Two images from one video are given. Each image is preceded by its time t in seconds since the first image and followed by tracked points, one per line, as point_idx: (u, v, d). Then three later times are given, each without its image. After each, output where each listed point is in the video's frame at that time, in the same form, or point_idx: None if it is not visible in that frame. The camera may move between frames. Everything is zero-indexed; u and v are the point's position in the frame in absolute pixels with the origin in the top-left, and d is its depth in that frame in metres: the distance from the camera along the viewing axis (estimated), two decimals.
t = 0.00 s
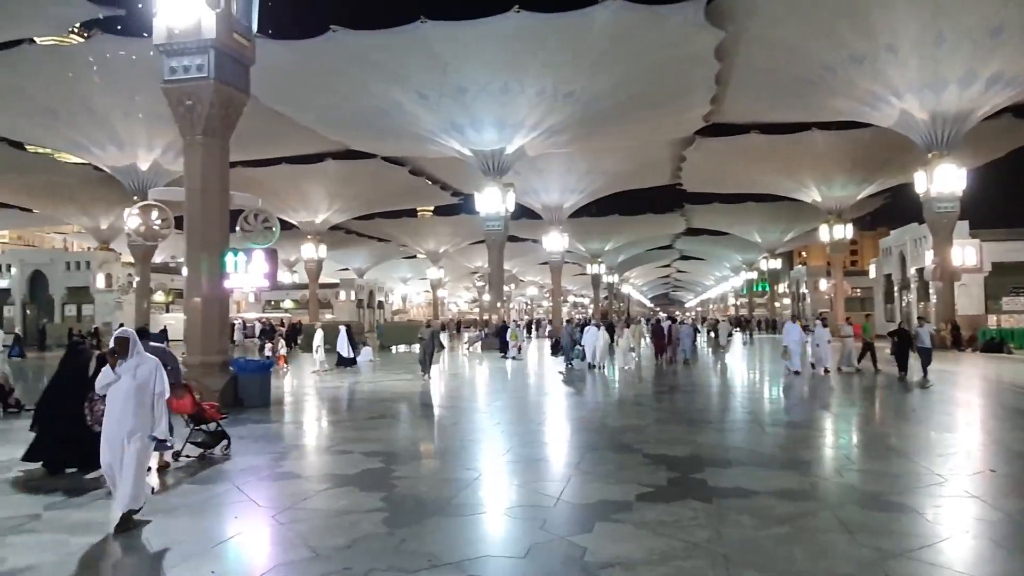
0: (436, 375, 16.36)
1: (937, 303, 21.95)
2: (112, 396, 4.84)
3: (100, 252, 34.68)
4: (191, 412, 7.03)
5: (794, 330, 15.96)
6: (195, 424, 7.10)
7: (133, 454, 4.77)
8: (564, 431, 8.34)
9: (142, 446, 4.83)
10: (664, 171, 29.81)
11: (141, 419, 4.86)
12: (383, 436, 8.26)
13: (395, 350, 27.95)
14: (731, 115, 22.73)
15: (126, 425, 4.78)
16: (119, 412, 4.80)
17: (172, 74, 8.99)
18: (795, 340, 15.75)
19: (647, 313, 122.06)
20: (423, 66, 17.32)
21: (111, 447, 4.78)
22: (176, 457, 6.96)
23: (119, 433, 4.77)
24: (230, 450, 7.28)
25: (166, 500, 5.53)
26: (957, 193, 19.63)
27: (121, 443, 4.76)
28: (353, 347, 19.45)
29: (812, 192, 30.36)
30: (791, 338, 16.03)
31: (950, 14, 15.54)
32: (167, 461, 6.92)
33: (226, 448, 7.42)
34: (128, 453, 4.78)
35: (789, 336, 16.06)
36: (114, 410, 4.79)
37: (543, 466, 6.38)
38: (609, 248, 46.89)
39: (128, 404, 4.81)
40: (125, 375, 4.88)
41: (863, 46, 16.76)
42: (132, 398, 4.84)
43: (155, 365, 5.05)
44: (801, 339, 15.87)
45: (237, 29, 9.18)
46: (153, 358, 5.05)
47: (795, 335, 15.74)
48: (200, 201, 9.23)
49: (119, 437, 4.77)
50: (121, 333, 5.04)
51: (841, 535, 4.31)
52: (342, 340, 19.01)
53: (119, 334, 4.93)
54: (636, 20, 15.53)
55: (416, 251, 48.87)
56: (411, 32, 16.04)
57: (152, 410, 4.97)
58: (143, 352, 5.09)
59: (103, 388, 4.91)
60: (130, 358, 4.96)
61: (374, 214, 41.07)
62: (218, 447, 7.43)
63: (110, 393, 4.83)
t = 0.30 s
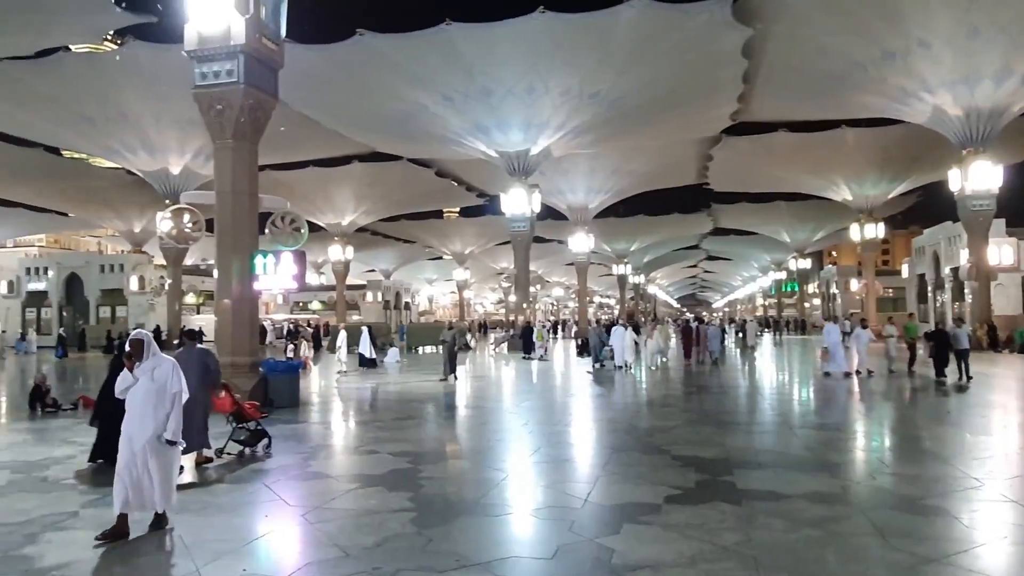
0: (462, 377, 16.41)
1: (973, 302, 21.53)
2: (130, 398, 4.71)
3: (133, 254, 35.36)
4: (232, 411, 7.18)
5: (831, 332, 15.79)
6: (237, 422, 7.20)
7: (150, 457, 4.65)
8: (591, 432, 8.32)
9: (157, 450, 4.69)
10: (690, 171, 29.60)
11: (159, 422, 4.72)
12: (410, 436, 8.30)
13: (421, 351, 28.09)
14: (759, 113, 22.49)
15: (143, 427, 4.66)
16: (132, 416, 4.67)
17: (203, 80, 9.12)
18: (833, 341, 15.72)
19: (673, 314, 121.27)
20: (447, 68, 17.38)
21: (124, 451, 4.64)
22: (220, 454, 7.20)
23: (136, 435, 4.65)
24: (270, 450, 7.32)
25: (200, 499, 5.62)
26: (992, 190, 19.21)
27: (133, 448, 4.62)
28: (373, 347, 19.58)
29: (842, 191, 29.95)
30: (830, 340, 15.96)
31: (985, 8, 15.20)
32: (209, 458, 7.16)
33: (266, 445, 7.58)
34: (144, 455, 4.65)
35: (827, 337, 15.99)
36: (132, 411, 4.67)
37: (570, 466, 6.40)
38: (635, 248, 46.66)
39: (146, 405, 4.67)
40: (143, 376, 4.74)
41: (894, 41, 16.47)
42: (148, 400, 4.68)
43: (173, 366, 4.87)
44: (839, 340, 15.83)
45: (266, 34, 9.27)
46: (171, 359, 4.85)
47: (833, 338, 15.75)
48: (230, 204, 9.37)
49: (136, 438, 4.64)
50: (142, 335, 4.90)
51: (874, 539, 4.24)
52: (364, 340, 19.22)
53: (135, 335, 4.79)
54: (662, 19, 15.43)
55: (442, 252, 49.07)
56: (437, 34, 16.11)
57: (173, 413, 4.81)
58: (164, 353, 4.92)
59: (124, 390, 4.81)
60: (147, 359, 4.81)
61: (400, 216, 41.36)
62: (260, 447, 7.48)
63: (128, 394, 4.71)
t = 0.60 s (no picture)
0: (482, 377, 16.51)
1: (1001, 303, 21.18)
2: (133, 405, 4.66)
3: (159, 257, 35.86)
4: (269, 409, 7.27)
5: (870, 332, 15.49)
6: (275, 420, 7.40)
7: (159, 463, 4.63)
8: (612, 433, 8.32)
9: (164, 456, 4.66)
10: (712, 171, 29.42)
11: (164, 428, 4.70)
12: (432, 436, 8.35)
13: (443, 351, 28.22)
14: (782, 112, 22.28)
15: (149, 434, 4.61)
16: (140, 424, 4.61)
17: (227, 84, 9.24)
18: (870, 341, 15.35)
19: (696, 315, 120.57)
20: (468, 70, 17.41)
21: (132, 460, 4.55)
22: (259, 453, 7.36)
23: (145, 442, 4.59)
24: (306, 447, 7.52)
25: (226, 498, 5.67)
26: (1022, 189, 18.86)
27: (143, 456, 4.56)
28: (388, 349, 19.72)
29: (867, 189, 29.59)
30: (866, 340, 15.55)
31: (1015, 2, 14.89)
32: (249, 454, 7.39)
33: (305, 443, 7.74)
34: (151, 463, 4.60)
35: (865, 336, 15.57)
36: (137, 419, 4.61)
37: (592, 467, 6.39)
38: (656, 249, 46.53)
39: (150, 412, 4.64)
40: (146, 383, 4.70)
41: (921, 38, 16.21)
42: (156, 405, 4.67)
43: (175, 370, 4.87)
44: (877, 341, 15.38)
45: (288, 38, 9.35)
46: (174, 364, 4.85)
47: (871, 338, 15.37)
48: (254, 206, 9.46)
49: (142, 446, 4.58)
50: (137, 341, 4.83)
51: (902, 543, 4.18)
52: (381, 342, 19.36)
53: (137, 341, 4.75)
54: (683, 19, 15.31)
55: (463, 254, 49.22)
56: (458, 36, 16.14)
57: (176, 418, 4.82)
58: (161, 358, 4.90)
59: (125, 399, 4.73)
60: (150, 365, 4.77)
61: (421, 218, 41.55)
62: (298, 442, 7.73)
63: (131, 401, 4.65)
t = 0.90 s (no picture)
0: (500, 377, 16.56)
1: None
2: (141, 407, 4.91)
3: (181, 257, 36.28)
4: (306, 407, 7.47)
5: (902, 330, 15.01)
6: (310, 417, 7.59)
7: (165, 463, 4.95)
8: (631, 433, 8.30)
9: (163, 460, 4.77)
10: (731, 170, 29.24)
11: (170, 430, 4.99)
12: (451, 436, 8.39)
13: (461, 351, 28.30)
14: (802, 110, 22.07)
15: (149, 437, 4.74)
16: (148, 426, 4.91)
17: (248, 86, 9.32)
18: (903, 341, 14.86)
19: (715, 314, 119.83)
20: (486, 70, 17.46)
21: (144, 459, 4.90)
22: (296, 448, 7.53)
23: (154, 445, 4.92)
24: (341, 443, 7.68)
25: (246, 500, 5.73)
26: None
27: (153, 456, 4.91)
28: (403, 349, 19.80)
29: (890, 187, 29.25)
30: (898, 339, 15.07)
31: None
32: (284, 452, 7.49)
33: (340, 441, 7.94)
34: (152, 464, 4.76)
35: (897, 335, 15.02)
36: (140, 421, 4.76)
37: (610, 467, 6.38)
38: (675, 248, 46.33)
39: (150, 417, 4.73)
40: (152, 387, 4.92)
41: (945, 34, 15.97)
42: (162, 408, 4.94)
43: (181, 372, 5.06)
44: (909, 341, 14.93)
45: (309, 39, 9.37)
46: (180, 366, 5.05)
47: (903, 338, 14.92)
48: (275, 206, 9.55)
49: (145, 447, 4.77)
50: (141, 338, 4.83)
51: (929, 546, 4.13)
52: (395, 342, 19.42)
53: (140, 342, 4.76)
54: (702, 17, 15.20)
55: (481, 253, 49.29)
56: (476, 37, 16.16)
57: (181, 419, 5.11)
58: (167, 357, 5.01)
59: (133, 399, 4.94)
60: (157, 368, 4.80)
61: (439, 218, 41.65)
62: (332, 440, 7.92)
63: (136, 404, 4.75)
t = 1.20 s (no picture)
0: (519, 378, 16.59)
1: None
2: (146, 414, 4.46)
3: (203, 259, 36.68)
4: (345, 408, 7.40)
5: (940, 331, 14.34)
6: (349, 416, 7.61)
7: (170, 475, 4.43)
8: (650, 433, 8.28)
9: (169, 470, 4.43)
10: (751, 169, 29.04)
11: (179, 439, 4.50)
12: (471, 436, 8.41)
13: (480, 352, 28.38)
14: (823, 108, 21.86)
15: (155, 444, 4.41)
16: (153, 432, 4.42)
17: (269, 89, 9.42)
18: (940, 341, 14.36)
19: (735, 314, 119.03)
20: (504, 71, 17.48)
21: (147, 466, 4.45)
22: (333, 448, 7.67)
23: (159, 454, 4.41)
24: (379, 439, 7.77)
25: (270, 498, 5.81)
26: None
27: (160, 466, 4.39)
28: (417, 349, 19.85)
29: (913, 185, 28.90)
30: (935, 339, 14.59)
31: None
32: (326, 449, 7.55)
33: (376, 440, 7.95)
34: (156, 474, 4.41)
35: (933, 337, 14.53)
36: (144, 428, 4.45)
37: (629, 468, 6.35)
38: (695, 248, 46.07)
39: (157, 422, 4.41)
40: (160, 392, 4.50)
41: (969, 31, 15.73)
42: (171, 414, 4.46)
43: (190, 379, 4.67)
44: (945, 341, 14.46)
45: (329, 42, 9.44)
46: (190, 372, 4.67)
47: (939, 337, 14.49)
48: (295, 208, 9.64)
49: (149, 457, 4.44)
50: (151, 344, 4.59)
51: (954, 549, 4.07)
52: (409, 343, 19.47)
53: (151, 346, 4.54)
54: (720, 16, 15.09)
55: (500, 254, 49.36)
56: (494, 37, 16.19)
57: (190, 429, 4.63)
58: (176, 365, 4.69)
59: (138, 406, 4.54)
60: (164, 372, 4.57)
61: (458, 218, 41.74)
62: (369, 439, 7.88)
63: (143, 411, 4.45)
